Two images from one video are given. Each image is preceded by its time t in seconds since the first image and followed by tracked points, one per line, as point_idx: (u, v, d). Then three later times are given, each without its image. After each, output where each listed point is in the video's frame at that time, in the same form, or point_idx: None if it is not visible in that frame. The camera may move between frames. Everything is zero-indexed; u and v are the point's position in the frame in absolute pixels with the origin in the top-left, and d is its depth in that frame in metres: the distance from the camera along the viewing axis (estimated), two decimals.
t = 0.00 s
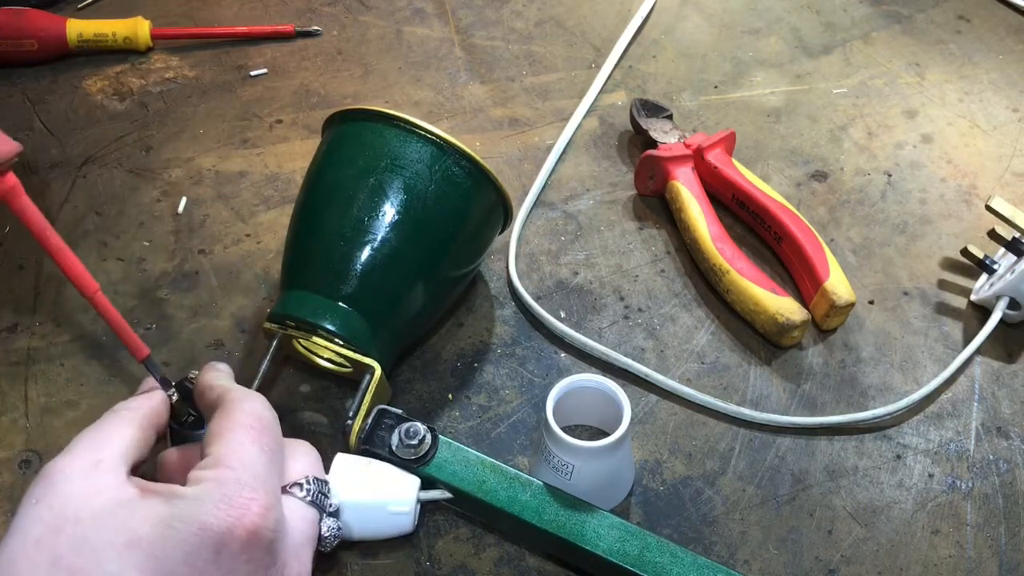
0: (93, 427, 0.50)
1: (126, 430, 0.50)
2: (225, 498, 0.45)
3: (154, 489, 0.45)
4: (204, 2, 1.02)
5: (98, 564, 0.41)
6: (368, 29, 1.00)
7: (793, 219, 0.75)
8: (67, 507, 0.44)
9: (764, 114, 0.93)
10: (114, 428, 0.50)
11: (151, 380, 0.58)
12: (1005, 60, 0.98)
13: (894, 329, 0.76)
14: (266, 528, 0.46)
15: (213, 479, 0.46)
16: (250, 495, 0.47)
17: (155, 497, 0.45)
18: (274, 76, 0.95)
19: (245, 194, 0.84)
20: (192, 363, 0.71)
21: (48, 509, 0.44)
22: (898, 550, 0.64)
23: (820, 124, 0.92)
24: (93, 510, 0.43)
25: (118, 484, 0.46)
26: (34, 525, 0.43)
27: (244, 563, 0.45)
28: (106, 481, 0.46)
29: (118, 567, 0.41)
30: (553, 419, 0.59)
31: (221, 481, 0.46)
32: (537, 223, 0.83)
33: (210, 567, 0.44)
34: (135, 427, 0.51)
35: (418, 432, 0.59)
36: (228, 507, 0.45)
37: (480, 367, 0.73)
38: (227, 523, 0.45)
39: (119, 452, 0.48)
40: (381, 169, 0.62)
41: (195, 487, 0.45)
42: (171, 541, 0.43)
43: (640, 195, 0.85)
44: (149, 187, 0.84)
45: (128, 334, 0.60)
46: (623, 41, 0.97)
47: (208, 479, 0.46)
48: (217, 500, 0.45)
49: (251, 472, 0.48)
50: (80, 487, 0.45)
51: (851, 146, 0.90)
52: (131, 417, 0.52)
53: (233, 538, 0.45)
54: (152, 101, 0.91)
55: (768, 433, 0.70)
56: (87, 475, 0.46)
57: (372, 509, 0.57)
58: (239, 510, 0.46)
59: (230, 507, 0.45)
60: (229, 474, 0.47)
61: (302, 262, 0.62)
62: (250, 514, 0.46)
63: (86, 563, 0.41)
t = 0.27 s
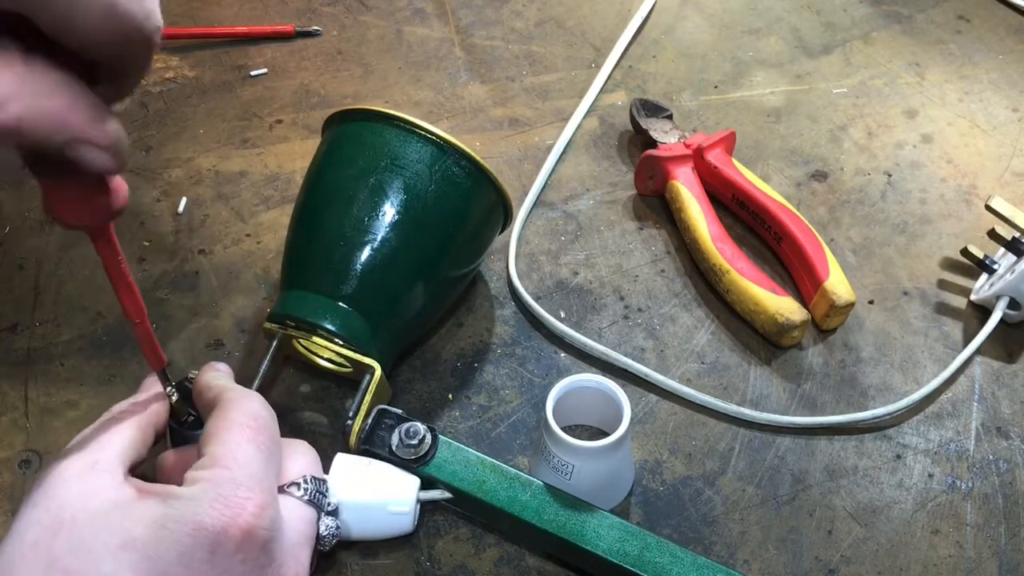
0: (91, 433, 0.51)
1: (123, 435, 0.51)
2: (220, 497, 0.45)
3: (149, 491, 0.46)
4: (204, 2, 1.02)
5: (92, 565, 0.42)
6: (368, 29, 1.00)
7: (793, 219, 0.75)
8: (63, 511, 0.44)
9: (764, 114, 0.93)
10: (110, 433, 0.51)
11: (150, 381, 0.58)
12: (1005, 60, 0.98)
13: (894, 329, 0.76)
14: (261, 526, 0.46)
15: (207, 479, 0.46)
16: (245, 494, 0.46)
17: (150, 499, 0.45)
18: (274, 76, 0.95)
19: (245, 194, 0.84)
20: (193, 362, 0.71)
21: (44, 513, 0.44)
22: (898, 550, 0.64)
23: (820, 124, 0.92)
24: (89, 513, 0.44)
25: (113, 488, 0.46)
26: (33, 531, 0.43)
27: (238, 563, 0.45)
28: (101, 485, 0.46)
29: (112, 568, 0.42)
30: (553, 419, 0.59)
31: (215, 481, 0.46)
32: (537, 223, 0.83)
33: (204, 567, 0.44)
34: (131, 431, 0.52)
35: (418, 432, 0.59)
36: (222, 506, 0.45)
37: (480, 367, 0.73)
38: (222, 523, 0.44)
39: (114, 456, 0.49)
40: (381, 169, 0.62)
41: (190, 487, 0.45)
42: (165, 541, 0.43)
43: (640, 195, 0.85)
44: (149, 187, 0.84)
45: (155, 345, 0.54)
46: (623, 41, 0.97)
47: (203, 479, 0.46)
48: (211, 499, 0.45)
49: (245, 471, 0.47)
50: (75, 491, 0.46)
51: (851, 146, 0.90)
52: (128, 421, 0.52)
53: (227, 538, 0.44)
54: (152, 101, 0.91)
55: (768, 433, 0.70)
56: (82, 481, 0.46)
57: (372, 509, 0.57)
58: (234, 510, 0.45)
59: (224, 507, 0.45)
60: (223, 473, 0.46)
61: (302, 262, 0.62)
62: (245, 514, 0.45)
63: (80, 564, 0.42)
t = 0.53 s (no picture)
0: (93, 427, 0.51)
1: (125, 429, 0.51)
2: (225, 494, 0.45)
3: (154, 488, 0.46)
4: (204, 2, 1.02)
5: (98, 561, 0.41)
6: (368, 29, 1.00)
7: (793, 219, 0.75)
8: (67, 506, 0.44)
9: (764, 114, 0.93)
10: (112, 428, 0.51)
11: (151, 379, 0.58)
12: (1005, 60, 0.98)
13: (894, 329, 0.76)
14: (265, 524, 0.46)
15: (212, 476, 0.46)
16: (250, 491, 0.46)
17: (155, 497, 0.45)
18: (274, 76, 0.95)
19: (245, 194, 0.84)
20: (192, 363, 0.71)
21: (46, 508, 0.44)
22: (898, 550, 0.64)
23: (820, 124, 0.92)
24: (92, 510, 0.44)
25: (115, 484, 0.46)
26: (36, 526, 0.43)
27: (244, 560, 0.45)
28: (104, 481, 0.46)
29: (118, 565, 0.41)
30: (553, 419, 0.59)
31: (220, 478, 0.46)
32: (537, 223, 0.83)
33: (210, 564, 0.44)
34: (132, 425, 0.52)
35: (418, 432, 0.59)
36: (228, 503, 0.45)
37: (480, 367, 0.73)
38: (227, 520, 0.44)
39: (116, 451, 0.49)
40: (381, 169, 0.62)
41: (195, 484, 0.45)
42: (170, 538, 0.43)
43: (640, 195, 0.85)
44: (149, 187, 0.84)
45: (150, 347, 0.54)
46: (623, 41, 0.97)
47: (208, 476, 0.46)
48: (217, 497, 0.45)
49: (251, 469, 0.47)
50: (79, 487, 0.45)
51: (851, 146, 0.90)
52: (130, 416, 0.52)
53: (233, 535, 0.45)
54: (152, 101, 0.91)
55: (768, 433, 0.70)
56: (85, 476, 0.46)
57: (373, 509, 0.57)
58: (240, 507, 0.45)
59: (230, 504, 0.45)
60: (229, 470, 0.46)
61: (302, 261, 0.62)
62: (250, 511, 0.46)
63: (86, 561, 0.41)
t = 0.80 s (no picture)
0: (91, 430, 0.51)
1: (121, 432, 0.51)
2: (219, 496, 0.45)
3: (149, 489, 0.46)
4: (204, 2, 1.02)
5: (91, 563, 0.42)
6: (368, 29, 1.00)
7: (793, 219, 0.75)
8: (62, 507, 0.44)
9: (764, 114, 0.93)
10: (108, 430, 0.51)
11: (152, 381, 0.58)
12: (1005, 60, 0.98)
13: (894, 329, 0.76)
14: (259, 526, 0.46)
15: (207, 477, 0.46)
16: (244, 493, 0.46)
17: (150, 498, 0.45)
18: (274, 76, 0.95)
19: (245, 194, 0.84)
20: (193, 363, 0.71)
21: (42, 509, 0.44)
22: (898, 550, 0.64)
23: (820, 124, 0.92)
24: (88, 511, 0.44)
25: (111, 485, 0.46)
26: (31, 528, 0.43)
27: (238, 561, 0.45)
28: (100, 482, 0.46)
29: (111, 566, 0.42)
30: (553, 419, 0.59)
31: (215, 479, 0.46)
32: (537, 223, 0.83)
33: (204, 566, 0.44)
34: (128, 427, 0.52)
35: (418, 432, 0.59)
36: (222, 505, 0.45)
37: (480, 367, 0.73)
38: (221, 522, 0.44)
39: (113, 453, 0.49)
40: (381, 169, 0.62)
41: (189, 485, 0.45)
42: (164, 539, 0.43)
43: (640, 195, 0.85)
44: (149, 187, 0.84)
45: (145, 345, 0.54)
46: (623, 41, 0.97)
47: (203, 477, 0.46)
48: (211, 498, 0.45)
49: (246, 470, 0.47)
50: (74, 489, 0.45)
51: (851, 146, 0.90)
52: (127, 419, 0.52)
53: (227, 536, 0.44)
54: (152, 101, 0.91)
55: (768, 433, 0.70)
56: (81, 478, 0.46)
57: (373, 509, 0.57)
58: (234, 509, 0.45)
59: (223, 505, 0.45)
60: (223, 471, 0.46)
61: (302, 261, 0.62)
62: (244, 513, 0.45)
63: (79, 562, 0.42)
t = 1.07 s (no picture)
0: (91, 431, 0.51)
1: (121, 433, 0.51)
2: (215, 496, 0.45)
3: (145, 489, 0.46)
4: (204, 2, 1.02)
5: (88, 565, 0.42)
6: (368, 29, 1.00)
7: (793, 219, 0.75)
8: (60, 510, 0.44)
9: (764, 114, 0.93)
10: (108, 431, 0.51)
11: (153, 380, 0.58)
12: (1005, 60, 0.98)
13: (894, 329, 0.76)
14: (255, 526, 0.46)
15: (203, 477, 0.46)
16: (240, 493, 0.46)
17: (146, 498, 0.45)
18: (274, 76, 0.95)
19: (245, 194, 0.84)
20: (192, 363, 0.71)
21: (40, 512, 0.44)
22: (898, 550, 0.64)
23: (820, 124, 0.92)
24: (85, 513, 0.44)
25: (109, 486, 0.46)
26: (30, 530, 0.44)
27: (234, 561, 0.45)
28: (99, 484, 0.46)
29: (107, 568, 0.42)
30: (553, 419, 0.59)
31: (211, 480, 0.46)
32: (537, 223, 0.83)
33: (200, 567, 0.44)
34: (129, 428, 0.52)
35: (418, 432, 0.59)
36: (217, 505, 0.45)
37: (480, 367, 0.73)
38: (217, 522, 0.44)
39: (112, 454, 0.49)
40: (381, 168, 0.62)
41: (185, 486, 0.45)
42: (160, 540, 0.43)
43: (640, 195, 0.85)
44: (149, 187, 0.84)
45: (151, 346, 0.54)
46: (623, 41, 0.97)
47: (199, 477, 0.46)
48: (206, 498, 0.45)
49: (242, 471, 0.47)
50: (72, 491, 0.46)
51: (851, 146, 0.90)
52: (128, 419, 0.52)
53: (223, 537, 0.44)
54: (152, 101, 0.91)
55: (768, 433, 0.70)
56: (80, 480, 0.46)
57: (372, 509, 0.57)
58: (230, 509, 0.45)
59: (219, 506, 0.45)
60: (219, 472, 0.46)
61: (302, 261, 0.62)
62: (239, 513, 0.45)
63: (76, 564, 0.42)
